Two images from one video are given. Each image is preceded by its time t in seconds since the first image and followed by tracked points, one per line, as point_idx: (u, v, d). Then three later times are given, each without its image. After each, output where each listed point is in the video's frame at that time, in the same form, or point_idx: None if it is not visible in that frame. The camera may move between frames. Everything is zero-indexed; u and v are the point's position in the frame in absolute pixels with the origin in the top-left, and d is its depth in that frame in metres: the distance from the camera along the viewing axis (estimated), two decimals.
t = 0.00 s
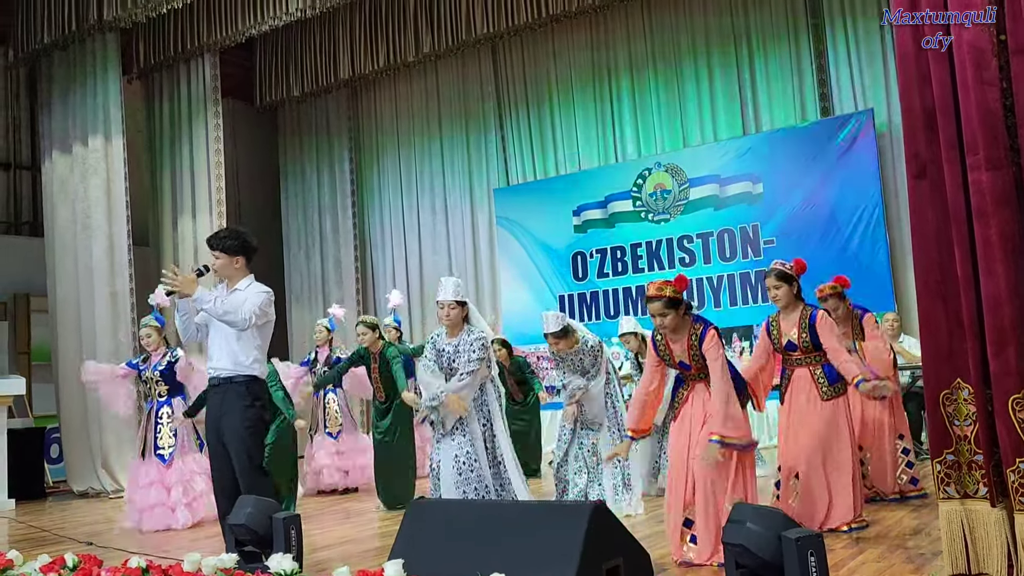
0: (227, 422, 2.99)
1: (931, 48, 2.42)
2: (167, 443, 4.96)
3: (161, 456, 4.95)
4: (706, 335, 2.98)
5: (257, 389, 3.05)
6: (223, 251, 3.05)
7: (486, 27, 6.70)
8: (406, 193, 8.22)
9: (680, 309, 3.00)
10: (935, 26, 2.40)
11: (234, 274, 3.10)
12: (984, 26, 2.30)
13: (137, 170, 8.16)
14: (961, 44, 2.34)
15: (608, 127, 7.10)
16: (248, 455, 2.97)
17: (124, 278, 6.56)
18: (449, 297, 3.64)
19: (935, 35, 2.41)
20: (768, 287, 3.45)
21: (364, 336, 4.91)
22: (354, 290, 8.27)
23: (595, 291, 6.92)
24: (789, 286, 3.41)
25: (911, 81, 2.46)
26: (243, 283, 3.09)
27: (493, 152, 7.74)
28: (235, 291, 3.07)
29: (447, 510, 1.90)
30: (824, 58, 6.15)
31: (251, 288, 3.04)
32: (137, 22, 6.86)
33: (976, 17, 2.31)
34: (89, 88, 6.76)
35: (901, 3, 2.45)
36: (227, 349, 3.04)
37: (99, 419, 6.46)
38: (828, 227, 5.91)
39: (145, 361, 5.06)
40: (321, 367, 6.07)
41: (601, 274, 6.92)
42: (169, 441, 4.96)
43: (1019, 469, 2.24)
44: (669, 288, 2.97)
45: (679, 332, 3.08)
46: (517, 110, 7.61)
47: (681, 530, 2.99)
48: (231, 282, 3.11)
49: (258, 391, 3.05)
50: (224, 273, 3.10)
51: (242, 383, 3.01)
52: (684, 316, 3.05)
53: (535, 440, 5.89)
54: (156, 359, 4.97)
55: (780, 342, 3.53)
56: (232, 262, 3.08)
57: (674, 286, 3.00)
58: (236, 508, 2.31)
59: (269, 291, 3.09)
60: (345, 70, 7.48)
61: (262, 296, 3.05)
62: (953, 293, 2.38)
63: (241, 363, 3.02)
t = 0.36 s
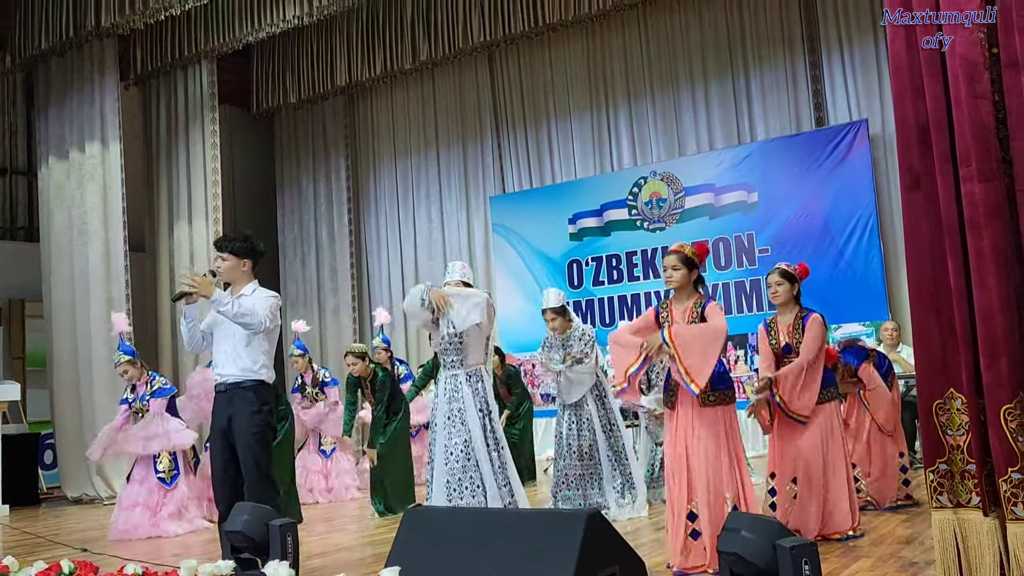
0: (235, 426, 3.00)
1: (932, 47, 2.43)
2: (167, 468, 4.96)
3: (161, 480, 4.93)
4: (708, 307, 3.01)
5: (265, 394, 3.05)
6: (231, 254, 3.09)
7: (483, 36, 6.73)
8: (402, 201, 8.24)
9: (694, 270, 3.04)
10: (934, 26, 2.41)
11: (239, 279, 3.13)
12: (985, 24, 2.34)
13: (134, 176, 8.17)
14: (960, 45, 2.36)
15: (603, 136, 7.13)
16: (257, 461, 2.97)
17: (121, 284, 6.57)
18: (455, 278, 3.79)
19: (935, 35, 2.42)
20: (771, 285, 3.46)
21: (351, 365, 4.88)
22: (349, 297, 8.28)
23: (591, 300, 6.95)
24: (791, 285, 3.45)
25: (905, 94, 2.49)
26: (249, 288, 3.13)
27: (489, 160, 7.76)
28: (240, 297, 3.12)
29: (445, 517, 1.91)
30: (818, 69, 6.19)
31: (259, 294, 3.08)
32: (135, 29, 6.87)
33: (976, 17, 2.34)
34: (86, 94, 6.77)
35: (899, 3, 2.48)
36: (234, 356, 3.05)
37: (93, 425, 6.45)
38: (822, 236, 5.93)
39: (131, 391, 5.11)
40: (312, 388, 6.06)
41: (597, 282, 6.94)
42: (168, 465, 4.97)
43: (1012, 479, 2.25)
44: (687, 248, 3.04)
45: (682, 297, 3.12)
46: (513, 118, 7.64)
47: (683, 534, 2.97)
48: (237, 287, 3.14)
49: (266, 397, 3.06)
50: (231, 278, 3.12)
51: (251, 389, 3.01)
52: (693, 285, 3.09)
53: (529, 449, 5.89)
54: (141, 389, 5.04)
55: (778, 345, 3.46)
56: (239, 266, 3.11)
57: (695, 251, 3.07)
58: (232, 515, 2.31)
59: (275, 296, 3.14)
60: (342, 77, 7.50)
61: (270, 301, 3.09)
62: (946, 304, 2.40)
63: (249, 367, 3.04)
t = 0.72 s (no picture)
0: (233, 435, 3.01)
1: (931, 48, 2.43)
2: (159, 469, 4.95)
3: (155, 481, 4.93)
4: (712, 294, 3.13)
5: (264, 404, 3.06)
6: (238, 262, 3.10)
7: (477, 46, 6.76)
8: (395, 211, 8.25)
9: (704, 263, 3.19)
10: (932, 26, 2.43)
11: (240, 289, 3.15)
12: (984, 24, 2.35)
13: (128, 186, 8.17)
14: (953, 51, 2.39)
15: (597, 145, 7.17)
16: (255, 470, 2.98)
17: (114, 293, 6.56)
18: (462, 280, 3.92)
19: (932, 35, 2.43)
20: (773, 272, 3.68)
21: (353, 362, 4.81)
22: (343, 306, 8.29)
23: (585, 309, 6.95)
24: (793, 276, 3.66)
25: (896, 108, 2.52)
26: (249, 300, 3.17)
27: (483, 170, 7.79)
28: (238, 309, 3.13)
29: (439, 527, 1.92)
30: (810, 81, 6.24)
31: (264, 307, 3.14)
32: (130, 38, 6.89)
33: (976, 17, 2.36)
34: (81, 103, 6.78)
35: (898, 3, 2.52)
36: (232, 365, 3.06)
37: (86, 434, 6.44)
38: (814, 247, 5.97)
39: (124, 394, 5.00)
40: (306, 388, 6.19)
41: (590, 292, 6.95)
42: (160, 466, 4.95)
43: (1002, 489, 2.27)
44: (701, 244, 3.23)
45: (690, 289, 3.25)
46: (507, 128, 7.67)
47: (680, 528, 3.03)
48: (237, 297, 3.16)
49: (264, 407, 3.06)
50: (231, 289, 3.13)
51: (249, 399, 3.02)
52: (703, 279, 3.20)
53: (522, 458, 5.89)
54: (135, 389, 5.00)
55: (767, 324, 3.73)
56: (243, 275, 3.11)
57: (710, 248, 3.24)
58: (228, 525, 2.30)
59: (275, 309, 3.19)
60: (336, 86, 7.52)
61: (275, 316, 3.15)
62: (937, 315, 2.43)
63: (250, 377, 3.05)
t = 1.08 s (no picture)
0: (215, 449, 3.02)
1: (929, 48, 2.44)
2: (144, 466, 4.93)
3: (139, 478, 4.90)
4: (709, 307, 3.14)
5: (247, 417, 3.08)
6: (225, 272, 3.16)
7: (469, 57, 6.79)
8: (387, 221, 8.26)
9: (703, 278, 3.21)
10: (933, 26, 2.43)
11: (224, 300, 3.19)
12: (983, 25, 2.36)
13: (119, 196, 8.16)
14: (941, 64, 2.41)
15: (588, 156, 7.20)
16: (233, 484, 2.98)
17: (105, 303, 6.56)
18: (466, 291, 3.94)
19: (934, 35, 2.43)
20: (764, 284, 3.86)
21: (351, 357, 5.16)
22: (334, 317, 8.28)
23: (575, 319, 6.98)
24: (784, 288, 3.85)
25: (884, 121, 2.54)
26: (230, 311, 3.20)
27: (474, 180, 7.81)
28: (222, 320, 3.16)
29: (428, 540, 1.91)
30: (799, 92, 6.29)
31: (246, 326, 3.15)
32: (122, 48, 6.89)
33: (976, 17, 2.37)
34: (72, 113, 6.77)
35: (899, 3, 2.51)
36: (217, 378, 3.06)
37: (75, 445, 6.40)
38: (804, 258, 5.99)
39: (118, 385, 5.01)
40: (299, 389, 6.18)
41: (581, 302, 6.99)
42: (146, 462, 4.94)
43: (989, 500, 2.29)
44: (699, 257, 3.23)
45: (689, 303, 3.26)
46: (499, 138, 7.70)
47: (671, 537, 3.05)
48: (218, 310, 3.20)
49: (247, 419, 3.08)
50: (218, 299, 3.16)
51: (232, 411, 3.03)
52: (702, 291, 3.21)
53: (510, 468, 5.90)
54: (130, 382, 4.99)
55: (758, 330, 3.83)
56: (230, 284, 3.18)
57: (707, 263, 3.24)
58: (218, 537, 2.28)
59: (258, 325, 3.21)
60: (328, 96, 7.54)
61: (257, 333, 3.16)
62: (924, 326, 2.45)
63: (234, 391, 3.05)
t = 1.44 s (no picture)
0: (199, 460, 3.00)
1: (930, 48, 2.43)
2: (120, 476, 4.88)
3: (114, 488, 4.86)
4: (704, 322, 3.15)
5: (230, 428, 3.07)
6: (207, 280, 3.16)
7: (456, 67, 6.80)
8: (375, 230, 8.25)
9: (689, 288, 3.21)
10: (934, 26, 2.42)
11: (206, 308, 3.20)
12: (984, 24, 2.36)
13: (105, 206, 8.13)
14: (923, 76, 2.43)
15: (576, 165, 7.22)
16: (219, 494, 2.97)
17: (90, 313, 6.53)
18: (457, 303, 3.93)
19: (934, 35, 2.42)
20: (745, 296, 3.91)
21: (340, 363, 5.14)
22: (322, 327, 8.26)
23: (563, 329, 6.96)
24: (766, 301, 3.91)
25: (867, 132, 2.56)
26: (211, 319, 3.19)
27: (462, 189, 7.81)
28: (202, 329, 3.17)
29: (413, 553, 1.83)
30: (785, 102, 6.32)
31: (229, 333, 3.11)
32: (108, 58, 6.87)
33: (976, 17, 2.36)
34: (58, 123, 6.75)
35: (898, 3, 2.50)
36: (200, 389, 3.05)
37: (59, 456, 6.36)
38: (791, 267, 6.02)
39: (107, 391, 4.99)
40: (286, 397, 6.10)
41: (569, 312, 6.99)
42: (122, 472, 4.89)
43: (973, 509, 2.30)
44: (683, 267, 3.23)
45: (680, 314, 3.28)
46: (487, 148, 7.71)
47: (660, 548, 3.06)
48: (200, 317, 3.20)
49: (230, 430, 3.07)
50: (199, 308, 3.18)
51: (215, 422, 3.02)
52: (689, 302, 3.24)
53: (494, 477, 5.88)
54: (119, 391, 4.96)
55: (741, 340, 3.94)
56: (213, 293, 3.19)
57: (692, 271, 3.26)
58: (201, 551, 2.19)
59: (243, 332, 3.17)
60: (316, 106, 7.54)
61: (240, 341, 3.12)
62: (907, 337, 2.46)
63: (216, 402, 3.04)
